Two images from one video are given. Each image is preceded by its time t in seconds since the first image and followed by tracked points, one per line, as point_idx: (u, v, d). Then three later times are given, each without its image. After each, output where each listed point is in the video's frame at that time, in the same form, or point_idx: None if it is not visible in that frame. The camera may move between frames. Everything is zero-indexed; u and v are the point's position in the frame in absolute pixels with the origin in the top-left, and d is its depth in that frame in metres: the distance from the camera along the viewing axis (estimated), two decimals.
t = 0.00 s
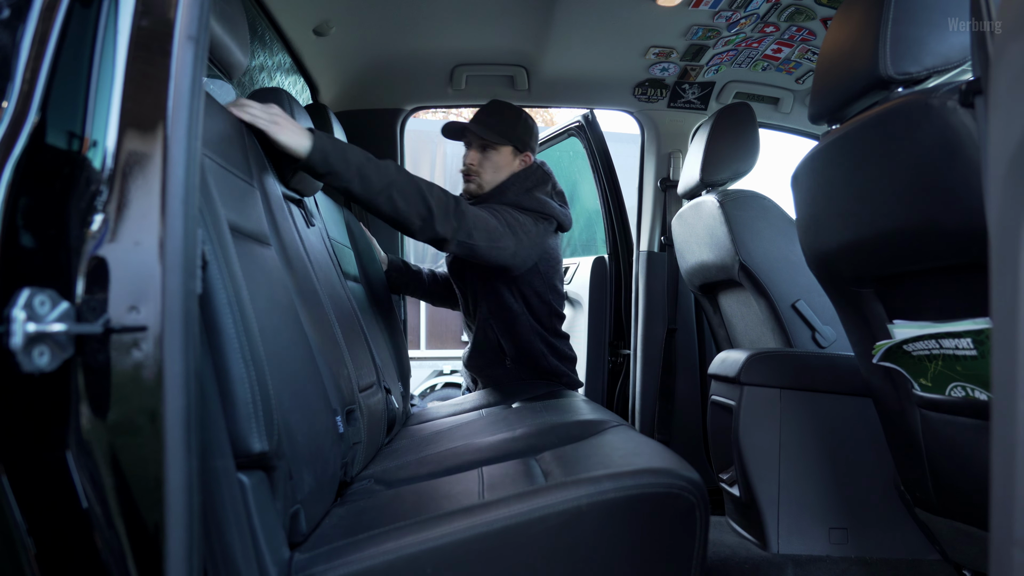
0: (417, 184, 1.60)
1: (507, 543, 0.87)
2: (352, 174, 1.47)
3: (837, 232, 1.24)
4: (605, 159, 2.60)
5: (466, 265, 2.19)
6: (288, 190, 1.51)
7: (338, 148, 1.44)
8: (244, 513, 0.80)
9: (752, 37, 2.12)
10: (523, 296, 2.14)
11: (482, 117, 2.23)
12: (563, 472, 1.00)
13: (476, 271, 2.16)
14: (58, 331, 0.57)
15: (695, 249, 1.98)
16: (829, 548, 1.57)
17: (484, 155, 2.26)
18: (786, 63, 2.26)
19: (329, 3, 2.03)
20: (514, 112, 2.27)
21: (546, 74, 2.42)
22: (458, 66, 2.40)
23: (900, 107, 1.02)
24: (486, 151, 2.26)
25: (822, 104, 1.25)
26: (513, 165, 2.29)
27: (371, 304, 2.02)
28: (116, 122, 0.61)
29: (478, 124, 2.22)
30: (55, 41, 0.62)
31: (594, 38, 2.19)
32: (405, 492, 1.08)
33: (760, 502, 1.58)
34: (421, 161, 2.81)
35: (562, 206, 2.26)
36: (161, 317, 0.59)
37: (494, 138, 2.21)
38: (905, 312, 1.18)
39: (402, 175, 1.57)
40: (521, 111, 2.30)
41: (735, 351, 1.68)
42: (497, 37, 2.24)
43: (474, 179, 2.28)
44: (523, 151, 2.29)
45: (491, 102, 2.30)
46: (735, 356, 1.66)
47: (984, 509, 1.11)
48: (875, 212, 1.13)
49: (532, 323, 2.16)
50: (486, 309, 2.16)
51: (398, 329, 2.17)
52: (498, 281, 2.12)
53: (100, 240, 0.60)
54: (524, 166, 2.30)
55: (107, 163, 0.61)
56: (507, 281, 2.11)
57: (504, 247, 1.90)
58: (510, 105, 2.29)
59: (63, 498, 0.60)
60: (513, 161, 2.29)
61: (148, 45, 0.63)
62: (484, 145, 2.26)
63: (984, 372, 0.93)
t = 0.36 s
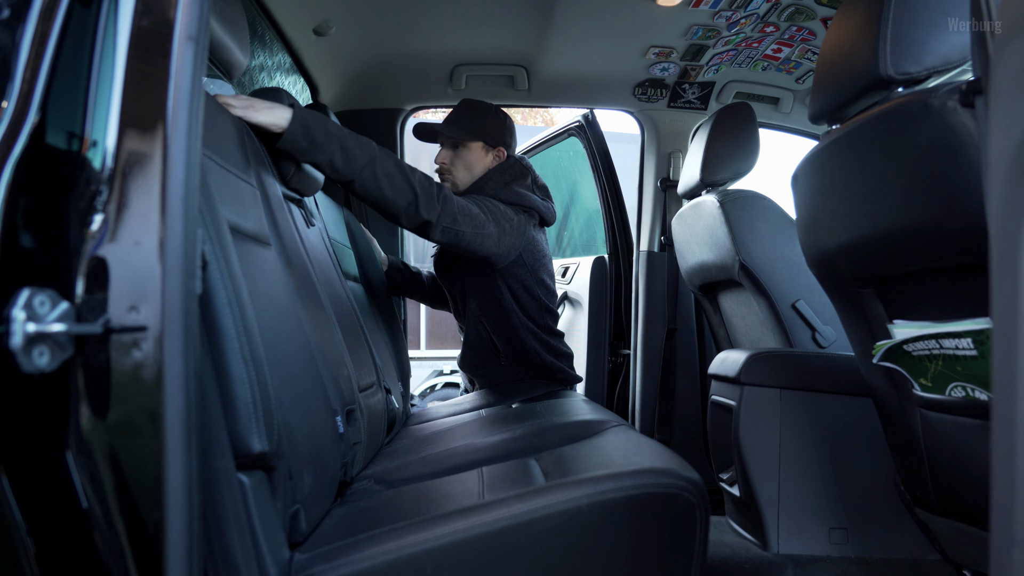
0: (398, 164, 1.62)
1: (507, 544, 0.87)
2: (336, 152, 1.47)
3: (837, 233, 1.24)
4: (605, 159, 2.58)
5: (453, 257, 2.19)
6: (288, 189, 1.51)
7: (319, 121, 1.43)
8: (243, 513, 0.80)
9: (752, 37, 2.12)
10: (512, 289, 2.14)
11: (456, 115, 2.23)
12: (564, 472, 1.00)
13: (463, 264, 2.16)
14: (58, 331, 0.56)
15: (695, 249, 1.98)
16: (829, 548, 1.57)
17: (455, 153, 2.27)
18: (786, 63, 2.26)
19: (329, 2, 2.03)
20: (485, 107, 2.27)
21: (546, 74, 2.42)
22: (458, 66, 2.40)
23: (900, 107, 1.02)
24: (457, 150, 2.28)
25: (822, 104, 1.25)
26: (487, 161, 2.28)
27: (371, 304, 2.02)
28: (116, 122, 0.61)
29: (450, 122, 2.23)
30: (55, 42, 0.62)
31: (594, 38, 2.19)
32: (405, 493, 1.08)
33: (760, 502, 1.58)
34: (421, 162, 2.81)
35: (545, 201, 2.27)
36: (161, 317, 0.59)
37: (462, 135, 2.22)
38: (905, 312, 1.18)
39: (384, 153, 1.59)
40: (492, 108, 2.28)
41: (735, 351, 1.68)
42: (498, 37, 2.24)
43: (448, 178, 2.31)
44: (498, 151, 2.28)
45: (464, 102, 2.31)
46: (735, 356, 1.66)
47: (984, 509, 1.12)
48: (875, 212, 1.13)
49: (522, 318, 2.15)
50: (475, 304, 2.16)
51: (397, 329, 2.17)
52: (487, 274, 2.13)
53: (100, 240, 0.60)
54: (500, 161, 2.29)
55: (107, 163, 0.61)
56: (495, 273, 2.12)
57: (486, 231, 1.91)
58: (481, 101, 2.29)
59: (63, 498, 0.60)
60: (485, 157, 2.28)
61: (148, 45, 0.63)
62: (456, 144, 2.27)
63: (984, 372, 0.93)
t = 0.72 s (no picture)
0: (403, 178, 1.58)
1: (506, 544, 0.86)
2: (337, 174, 1.45)
3: (837, 233, 1.24)
4: (605, 159, 2.57)
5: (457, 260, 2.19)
6: (300, 189, 1.51)
7: (325, 141, 1.41)
8: (244, 513, 0.81)
9: (752, 37, 2.12)
10: (514, 288, 2.15)
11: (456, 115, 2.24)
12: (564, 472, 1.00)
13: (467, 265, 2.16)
14: (58, 331, 0.57)
15: (695, 249, 1.98)
16: (829, 548, 1.57)
17: (458, 152, 2.27)
18: (786, 63, 2.26)
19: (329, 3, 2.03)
20: (487, 105, 2.26)
21: (546, 74, 2.42)
22: (458, 66, 2.40)
23: (900, 107, 1.02)
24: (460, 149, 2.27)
25: (822, 104, 1.25)
26: (489, 158, 2.29)
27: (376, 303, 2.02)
28: (116, 123, 0.61)
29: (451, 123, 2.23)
30: (55, 42, 0.62)
31: (594, 38, 2.19)
32: (406, 493, 1.08)
33: (760, 502, 1.58)
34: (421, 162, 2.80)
35: (549, 196, 2.27)
36: (161, 317, 0.59)
37: (462, 135, 2.22)
38: (905, 312, 1.18)
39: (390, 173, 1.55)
40: (492, 105, 2.28)
41: (735, 351, 1.68)
42: (498, 37, 2.24)
43: (453, 177, 2.31)
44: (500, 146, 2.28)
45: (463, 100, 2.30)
46: (735, 356, 1.66)
47: (983, 509, 1.12)
48: (875, 213, 1.13)
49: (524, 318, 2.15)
50: (477, 305, 2.15)
51: (401, 329, 2.17)
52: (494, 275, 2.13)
53: (100, 240, 0.60)
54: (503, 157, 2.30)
55: (107, 163, 0.61)
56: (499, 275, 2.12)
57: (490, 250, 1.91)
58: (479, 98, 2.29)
59: (63, 498, 0.60)
60: (488, 154, 2.28)
61: (147, 45, 0.63)
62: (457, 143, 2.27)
63: (983, 372, 0.93)
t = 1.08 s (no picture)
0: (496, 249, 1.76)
1: (506, 545, 0.86)
2: (444, 247, 1.59)
3: (837, 233, 1.24)
4: (605, 159, 2.58)
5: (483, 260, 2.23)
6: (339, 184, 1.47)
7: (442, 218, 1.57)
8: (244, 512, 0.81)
9: (752, 37, 2.12)
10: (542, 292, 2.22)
11: (496, 122, 2.24)
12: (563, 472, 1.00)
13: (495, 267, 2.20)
14: (59, 331, 0.56)
15: (695, 249, 1.98)
16: (829, 548, 1.57)
17: (509, 160, 2.28)
18: (786, 62, 2.26)
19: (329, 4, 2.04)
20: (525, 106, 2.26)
21: (546, 74, 2.42)
22: (458, 66, 2.40)
23: (900, 107, 1.02)
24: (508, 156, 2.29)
25: (822, 104, 1.25)
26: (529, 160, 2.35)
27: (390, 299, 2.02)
28: (116, 122, 0.61)
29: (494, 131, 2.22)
30: (55, 42, 0.62)
31: (594, 38, 2.19)
32: (407, 492, 1.08)
33: (760, 502, 1.58)
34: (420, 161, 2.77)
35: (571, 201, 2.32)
36: (161, 317, 0.60)
37: (518, 143, 2.23)
38: (904, 312, 1.18)
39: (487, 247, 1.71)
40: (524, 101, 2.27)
41: (735, 351, 1.68)
42: (498, 37, 2.24)
43: (499, 183, 2.32)
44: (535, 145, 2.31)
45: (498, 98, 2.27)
46: (735, 356, 1.66)
47: (983, 509, 1.12)
48: (875, 213, 1.13)
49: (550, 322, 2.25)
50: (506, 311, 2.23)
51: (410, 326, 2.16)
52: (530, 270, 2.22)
53: (100, 240, 0.60)
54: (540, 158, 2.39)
55: (107, 163, 0.61)
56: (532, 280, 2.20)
57: (546, 284, 1.95)
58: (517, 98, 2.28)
59: (62, 498, 0.60)
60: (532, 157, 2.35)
61: (147, 45, 0.63)
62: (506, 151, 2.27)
63: (984, 372, 0.93)
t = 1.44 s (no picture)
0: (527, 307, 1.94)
1: (507, 545, 0.86)
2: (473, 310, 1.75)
3: (837, 233, 1.24)
4: (605, 159, 2.62)
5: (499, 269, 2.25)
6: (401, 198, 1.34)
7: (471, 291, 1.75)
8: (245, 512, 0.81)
9: (752, 37, 2.12)
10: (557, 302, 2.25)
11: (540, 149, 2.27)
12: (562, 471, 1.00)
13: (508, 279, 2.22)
14: (59, 331, 0.56)
15: (695, 249, 1.98)
16: (829, 548, 1.57)
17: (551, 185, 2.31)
18: (786, 62, 2.26)
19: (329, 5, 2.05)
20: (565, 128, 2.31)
21: (546, 74, 2.42)
22: (458, 66, 2.39)
23: (901, 107, 1.03)
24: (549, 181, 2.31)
25: (823, 104, 1.26)
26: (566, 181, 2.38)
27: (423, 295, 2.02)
28: (116, 122, 0.61)
29: (536, 159, 2.26)
30: (55, 42, 0.62)
31: (594, 38, 2.19)
32: (407, 492, 1.08)
33: (760, 502, 1.58)
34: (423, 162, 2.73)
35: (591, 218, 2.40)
36: (161, 317, 0.60)
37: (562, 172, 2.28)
38: (904, 312, 1.18)
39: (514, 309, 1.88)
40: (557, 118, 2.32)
41: (735, 351, 1.68)
42: (498, 37, 2.24)
43: (536, 206, 2.35)
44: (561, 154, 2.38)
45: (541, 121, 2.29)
46: (735, 356, 1.66)
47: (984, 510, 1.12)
48: (875, 213, 1.13)
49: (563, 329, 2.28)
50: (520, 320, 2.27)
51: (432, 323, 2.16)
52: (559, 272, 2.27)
53: (100, 240, 0.60)
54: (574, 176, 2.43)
55: (107, 163, 0.61)
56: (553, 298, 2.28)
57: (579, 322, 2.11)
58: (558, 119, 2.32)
59: (63, 498, 0.60)
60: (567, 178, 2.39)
61: (148, 45, 0.63)
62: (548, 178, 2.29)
63: (984, 372, 0.94)
